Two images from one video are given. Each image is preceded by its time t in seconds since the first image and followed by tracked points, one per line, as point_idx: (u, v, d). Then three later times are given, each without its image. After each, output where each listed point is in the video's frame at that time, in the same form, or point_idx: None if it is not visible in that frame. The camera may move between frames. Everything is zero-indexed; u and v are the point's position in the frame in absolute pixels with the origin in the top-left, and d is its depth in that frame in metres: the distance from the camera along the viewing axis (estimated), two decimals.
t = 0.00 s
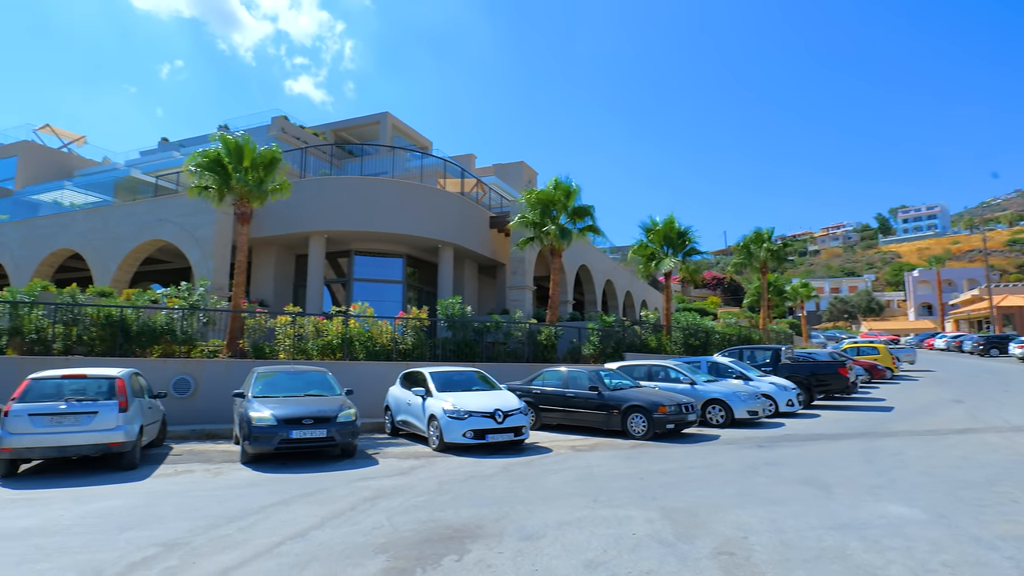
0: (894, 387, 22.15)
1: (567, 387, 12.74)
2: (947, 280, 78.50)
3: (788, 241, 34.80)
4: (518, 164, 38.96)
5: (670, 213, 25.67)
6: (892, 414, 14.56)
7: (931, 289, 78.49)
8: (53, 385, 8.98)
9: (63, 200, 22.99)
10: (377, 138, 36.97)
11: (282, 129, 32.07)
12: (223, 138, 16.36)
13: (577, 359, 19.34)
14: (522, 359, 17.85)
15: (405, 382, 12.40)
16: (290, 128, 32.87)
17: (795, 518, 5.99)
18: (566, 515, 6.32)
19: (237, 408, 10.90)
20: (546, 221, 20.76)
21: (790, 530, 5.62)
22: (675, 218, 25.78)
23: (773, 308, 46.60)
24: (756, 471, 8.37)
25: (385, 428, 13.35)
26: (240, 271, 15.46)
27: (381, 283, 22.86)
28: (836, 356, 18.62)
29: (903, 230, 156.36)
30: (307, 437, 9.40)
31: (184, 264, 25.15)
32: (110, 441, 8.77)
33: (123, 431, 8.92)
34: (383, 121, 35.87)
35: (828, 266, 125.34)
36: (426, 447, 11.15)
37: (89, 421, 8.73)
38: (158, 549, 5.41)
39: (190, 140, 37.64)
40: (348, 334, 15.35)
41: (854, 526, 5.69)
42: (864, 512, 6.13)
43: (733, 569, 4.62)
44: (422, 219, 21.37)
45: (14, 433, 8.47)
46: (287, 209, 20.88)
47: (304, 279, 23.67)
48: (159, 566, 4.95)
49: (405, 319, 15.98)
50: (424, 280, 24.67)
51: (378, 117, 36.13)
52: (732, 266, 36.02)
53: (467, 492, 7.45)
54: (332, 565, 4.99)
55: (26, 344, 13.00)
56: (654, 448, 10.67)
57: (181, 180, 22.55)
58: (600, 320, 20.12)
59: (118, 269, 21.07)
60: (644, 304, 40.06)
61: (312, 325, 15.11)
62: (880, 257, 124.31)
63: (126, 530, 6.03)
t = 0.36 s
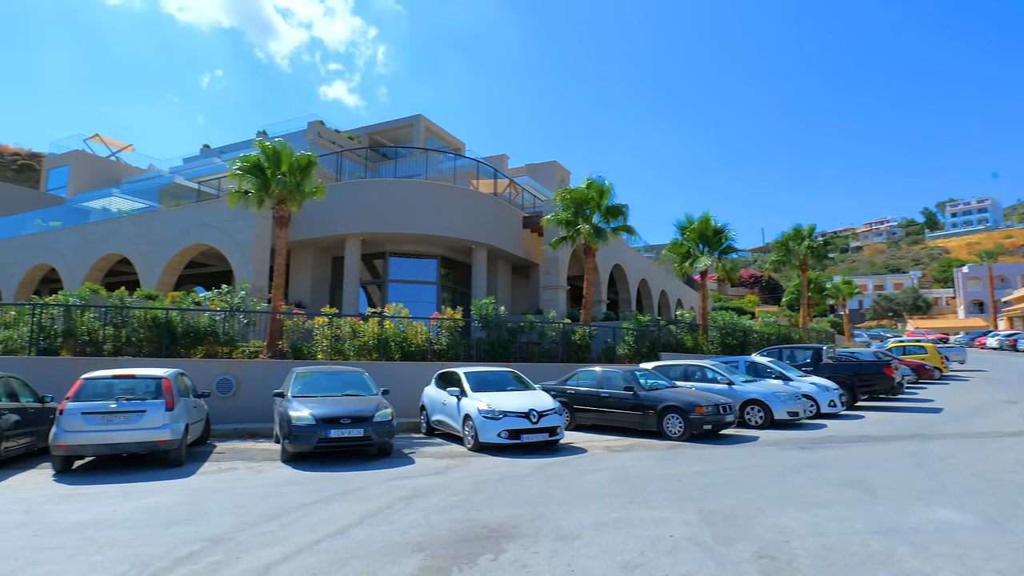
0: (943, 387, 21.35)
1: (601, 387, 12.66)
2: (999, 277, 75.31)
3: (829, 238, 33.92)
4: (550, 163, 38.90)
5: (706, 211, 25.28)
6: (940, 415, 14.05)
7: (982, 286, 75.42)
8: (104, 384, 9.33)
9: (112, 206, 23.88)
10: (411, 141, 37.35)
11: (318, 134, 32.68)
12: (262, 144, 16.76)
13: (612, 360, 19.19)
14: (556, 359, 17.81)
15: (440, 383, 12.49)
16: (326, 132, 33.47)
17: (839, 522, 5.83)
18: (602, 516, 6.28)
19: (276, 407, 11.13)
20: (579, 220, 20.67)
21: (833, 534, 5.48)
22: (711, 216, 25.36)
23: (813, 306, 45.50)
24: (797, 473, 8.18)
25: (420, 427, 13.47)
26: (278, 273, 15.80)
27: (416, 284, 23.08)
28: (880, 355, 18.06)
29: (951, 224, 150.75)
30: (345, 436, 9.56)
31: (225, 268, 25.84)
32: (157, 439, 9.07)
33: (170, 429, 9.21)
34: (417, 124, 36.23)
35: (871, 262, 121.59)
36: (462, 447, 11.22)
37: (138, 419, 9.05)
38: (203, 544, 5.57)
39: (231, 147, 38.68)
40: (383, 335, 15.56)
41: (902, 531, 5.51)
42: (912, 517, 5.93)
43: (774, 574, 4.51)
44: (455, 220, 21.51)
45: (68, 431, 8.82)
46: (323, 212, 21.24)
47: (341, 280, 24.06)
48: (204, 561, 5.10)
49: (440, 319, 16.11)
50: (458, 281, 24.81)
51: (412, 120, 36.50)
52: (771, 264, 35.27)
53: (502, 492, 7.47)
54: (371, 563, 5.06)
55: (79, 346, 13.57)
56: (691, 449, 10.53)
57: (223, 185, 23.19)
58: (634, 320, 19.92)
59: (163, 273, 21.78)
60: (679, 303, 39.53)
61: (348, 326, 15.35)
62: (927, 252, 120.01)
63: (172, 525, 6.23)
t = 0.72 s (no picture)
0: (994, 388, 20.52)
1: (636, 388, 12.54)
2: None
3: (871, 235, 32.93)
4: (582, 163, 38.72)
5: (742, 209, 24.84)
6: (992, 418, 13.50)
7: None
8: (150, 385, 9.64)
9: (156, 213, 24.66)
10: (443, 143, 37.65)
11: (352, 138, 33.17)
12: (298, 151, 17.12)
13: (647, 360, 18.98)
14: (589, 360, 17.70)
15: (474, 383, 12.54)
16: (360, 137, 33.98)
17: (885, 527, 5.66)
18: (639, 518, 6.22)
19: (314, 407, 11.32)
20: (612, 220, 20.51)
21: (879, 540, 5.31)
22: (747, 214, 24.91)
23: (855, 305, 44.25)
24: (840, 477, 7.96)
25: (454, 428, 13.55)
26: (314, 276, 16.08)
27: (449, 285, 23.23)
28: (926, 355, 17.45)
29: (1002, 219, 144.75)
30: (381, 437, 9.67)
31: (264, 271, 26.44)
32: (201, 438, 9.32)
33: (212, 428, 9.46)
34: (449, 126, 36.47)
35: (916, 259, 117.61)
36: (495, 447, 11.25)
37: (182, 419, 9.32)
38: (245, 541, 5.71)
39: (268, 153, 39.58)
40: (418, 336, 15.71)
41: (953, 538, 5.31)
42: (963, 524, 5.72)
43: None
44: (488, 221, 21.60)
45: (117, 430, 9.13)
46: (358, 216, 21.53)
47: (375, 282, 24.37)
48: (247, 558, 5.22)
49: (473, 320, 16.17)
50: (490, 282, 24.89)
51: (443, 122, 36.79)
52: (810, 262, 34.43)
53: (537, 493, 7.47)
54: (407, 562, 5.11)
55: (127, 348, 14.07)
56: (728, 451, 10.34)
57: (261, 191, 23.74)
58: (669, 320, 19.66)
59: (204, 277, 22.39)
60: (714, 302, 38.91)
61: (383, 327, 15.54)
62: (975, 248, 115.53)
63: (216, 522, 6.39)
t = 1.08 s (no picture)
0: None
1: (672, 390, 12.38)
2: None
3: (915, 230, 31.87)
4: (615, 162, 38.46)
5: (779, 206, 24.32)
6: None
7: None
8: (194, 386, 9.92)
9: (198, 218, 25.39)
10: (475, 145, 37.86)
11: (386, 142, 33.60)
12: (334, 155, 17.38)
13: (683, 361, 18.70)
14: (624, 361, 17.54)
15: (508, 385, 12.55)
16: (393, 141, 34.39)
17: (935, 534, 5.46)
18: (677, 521, 6.13)
19: (351, 408, 11.48)
20: (646, 220, 20.28)
21: (930, 547, 5.13)
22: (785, 212, 24.39)
23: (899, 303, 42.90)
24: (886, 481, 7.71)
25: (489, 429, 13.59)
26: (350, 278, 16.32)
27: (482, 287, 23.31)
28: (977, 355, 16.78)
29: None
30: (417, 437, 9.75)
31: (301, 274, 26.96)
32: (242, 438, 9.56)
33: (253, 428, 9.70)
34: (480, 128, 36.64)
35: (964, 256, 113.30)
36: (530, 449, 11.23)
37: (225, 419, 9.57)
38: (286, 539, 5.82)
39: (304, 159, 40.36)
40: (452, 337, 15.81)
41: (1009, 546, 5.09)
42: (1020, 532, 5.47)
43: None
44: (521, 223, 21.64)
45: (163, 429, 9.43)
46: (392, 219, 21.76)
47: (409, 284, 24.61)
48: (288, 555, 5.32)
49: (507, 321, 16.20)
50: (524, 283, 24.89)
51: (475, 124, 36.99)
52: (851, 260, 33.49)
53: (573, 494, 7.43)
54: (444, 562, 5.13)
55: (172, 349, 14.52)
56: (768, 454, 10.12)
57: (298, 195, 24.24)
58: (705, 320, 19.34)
59: (244, 280, 22.94)
60: (752, 302, 38.16)
61: (417, 329, 15.68)
62: None
63: (258, 520, 6.54)
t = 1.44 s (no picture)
0: None
1: (710, 391, 12.17)
2: None
3: (963, 224, 30.69)
4: (648, 161, 38.08)
5: (819, 203, 23.72)
6: None
7: None
8: (236, 387, 10.17)
9: (238, 223, 26.05)
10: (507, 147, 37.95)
11: (419, 146, 33.89)
12: (370, 160, 17.66)
13: (720, 362, 18.37)
14: (660, 362, 17.32)
15: (542, 386, 12.52)
16: (426, 144, 34.72)
17: (991, 542, 5.24)
18: (717, 525, 6.03)
19: (387, 409, 11.59)
20: (681, 218, 20.00)
21: (985, 556, 4.92)
22: (825, 208, 23.78)
23: (947, 302, 41.40)
24: (936, 487, 7.44)
25: (524, 431, 13.58)
26: (385, 281, 16.51)
27: (516, 288, 23.32)
28: None
29: None
30: (453, 438, 9.81)
31: (337, 277, 27.39)
32: (283, 438, 9.77)
33: (293, 428, 9.90)
34: (512, 130, 36.71)
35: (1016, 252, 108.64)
36: (566, 450, 11.19)
37: (265, 419, 9.78)
38: (326, 538, 5.91)
39: (340, 164, 41.04)
40: (486, 339, 15.86)
41: None
42: None
43: None
44: (553, 223, 21.60)
45: (207, 429, 9.68)
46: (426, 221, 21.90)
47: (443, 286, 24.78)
48: (328, 554, 5.41)
49: (541, 323, 16.18)
50: (557, 284, 24.83)
51: (507, 126, 37.08)
52: (896, 257, 32.45)
53: (610, 497, 7.37)
54: (482, 563, 5.14)
55: (214, 351, 14.91)
56: (810, 457, 9.87)
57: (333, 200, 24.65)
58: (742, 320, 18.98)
59: (282, 283, 23.43)
60: (791, 301, 37.31)
61: (452, 330, 15.77)
62: None
63: (299, 518, 6.66)
